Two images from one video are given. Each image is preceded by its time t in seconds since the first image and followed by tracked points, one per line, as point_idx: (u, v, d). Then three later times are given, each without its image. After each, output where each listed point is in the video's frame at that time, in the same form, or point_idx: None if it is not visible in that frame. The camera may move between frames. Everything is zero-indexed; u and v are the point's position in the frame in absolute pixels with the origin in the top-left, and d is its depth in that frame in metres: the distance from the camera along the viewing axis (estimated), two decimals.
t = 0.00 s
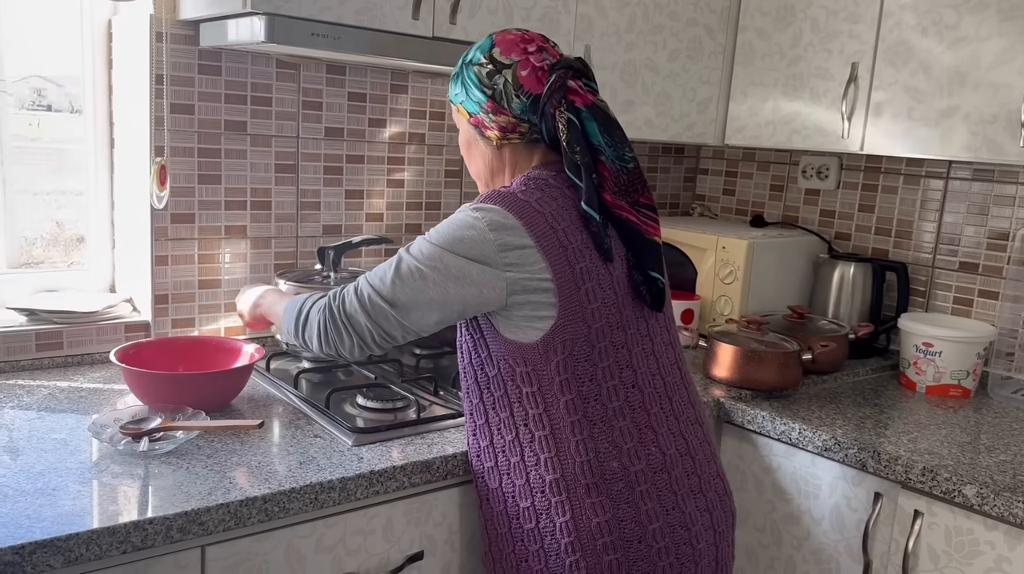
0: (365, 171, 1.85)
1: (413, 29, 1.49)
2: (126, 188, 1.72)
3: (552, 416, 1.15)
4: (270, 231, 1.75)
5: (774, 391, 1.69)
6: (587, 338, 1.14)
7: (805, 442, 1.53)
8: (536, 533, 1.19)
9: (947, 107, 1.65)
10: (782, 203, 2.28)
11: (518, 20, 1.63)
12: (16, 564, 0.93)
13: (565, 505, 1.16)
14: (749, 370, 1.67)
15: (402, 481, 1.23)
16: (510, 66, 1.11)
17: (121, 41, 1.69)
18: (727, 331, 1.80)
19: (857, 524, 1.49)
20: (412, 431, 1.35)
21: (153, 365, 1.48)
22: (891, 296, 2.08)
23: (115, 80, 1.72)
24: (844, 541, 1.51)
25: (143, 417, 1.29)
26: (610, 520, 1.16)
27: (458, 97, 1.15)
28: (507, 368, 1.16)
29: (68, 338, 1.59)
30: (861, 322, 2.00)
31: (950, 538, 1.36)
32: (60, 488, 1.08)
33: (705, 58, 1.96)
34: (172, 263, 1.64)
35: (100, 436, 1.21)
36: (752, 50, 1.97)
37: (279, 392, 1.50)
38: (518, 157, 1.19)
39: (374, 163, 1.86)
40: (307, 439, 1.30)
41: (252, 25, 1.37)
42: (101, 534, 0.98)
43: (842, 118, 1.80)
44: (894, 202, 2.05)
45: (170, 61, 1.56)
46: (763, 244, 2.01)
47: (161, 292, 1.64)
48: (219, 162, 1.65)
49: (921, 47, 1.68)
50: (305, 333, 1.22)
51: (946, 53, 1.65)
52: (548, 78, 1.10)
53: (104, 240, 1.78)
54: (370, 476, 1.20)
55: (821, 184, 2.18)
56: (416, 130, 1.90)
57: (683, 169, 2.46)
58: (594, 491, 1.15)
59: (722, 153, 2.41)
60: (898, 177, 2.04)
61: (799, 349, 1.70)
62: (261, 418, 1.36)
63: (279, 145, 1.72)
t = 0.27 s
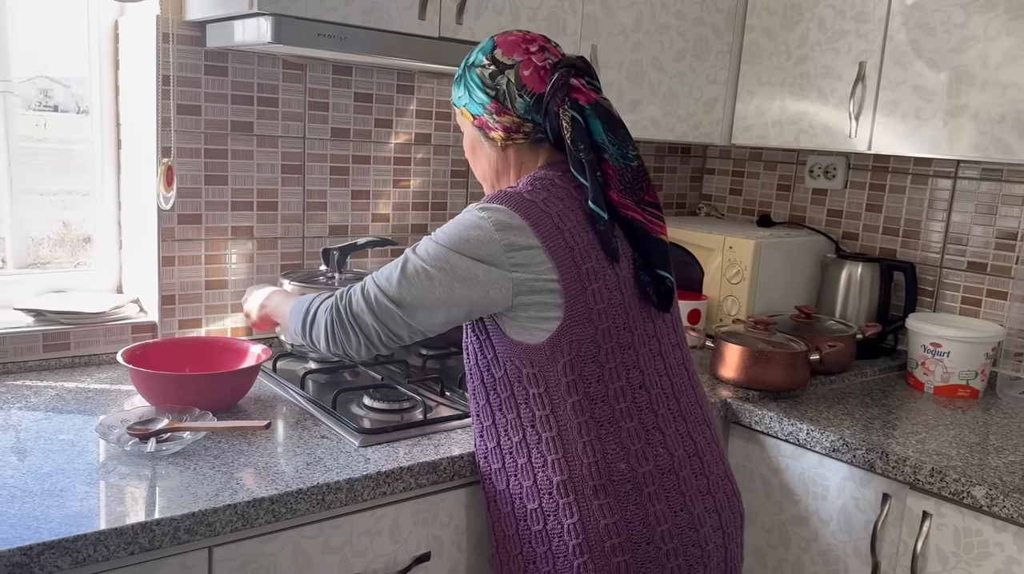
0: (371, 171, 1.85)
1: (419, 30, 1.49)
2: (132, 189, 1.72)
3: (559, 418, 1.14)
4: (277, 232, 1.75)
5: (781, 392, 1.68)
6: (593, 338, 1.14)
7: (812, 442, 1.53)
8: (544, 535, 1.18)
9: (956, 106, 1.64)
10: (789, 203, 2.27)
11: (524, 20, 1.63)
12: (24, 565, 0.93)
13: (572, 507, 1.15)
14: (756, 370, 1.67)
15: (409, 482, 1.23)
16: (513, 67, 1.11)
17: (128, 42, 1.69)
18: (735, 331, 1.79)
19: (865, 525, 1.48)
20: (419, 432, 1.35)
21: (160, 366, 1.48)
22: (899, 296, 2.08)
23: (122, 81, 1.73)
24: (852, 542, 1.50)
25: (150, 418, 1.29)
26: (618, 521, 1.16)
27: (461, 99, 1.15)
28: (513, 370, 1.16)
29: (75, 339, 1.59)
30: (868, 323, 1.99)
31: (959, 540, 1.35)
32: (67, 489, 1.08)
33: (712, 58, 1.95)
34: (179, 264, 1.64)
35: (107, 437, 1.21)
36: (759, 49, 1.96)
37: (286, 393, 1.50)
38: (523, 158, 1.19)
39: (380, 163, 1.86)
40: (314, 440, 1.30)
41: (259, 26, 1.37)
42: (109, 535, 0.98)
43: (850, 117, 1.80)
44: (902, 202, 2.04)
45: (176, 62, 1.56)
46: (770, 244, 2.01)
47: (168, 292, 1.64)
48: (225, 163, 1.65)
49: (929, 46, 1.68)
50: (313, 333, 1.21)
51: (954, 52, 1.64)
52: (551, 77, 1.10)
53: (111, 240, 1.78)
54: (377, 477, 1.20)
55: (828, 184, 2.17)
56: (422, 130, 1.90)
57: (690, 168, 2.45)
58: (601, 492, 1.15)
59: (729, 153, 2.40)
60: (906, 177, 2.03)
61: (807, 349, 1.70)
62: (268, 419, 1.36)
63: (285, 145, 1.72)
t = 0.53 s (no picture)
0: (377, 172, 1.85)
1: (426, 30, 1.49)
2: (139, 189, 1.73)
3: (575, 425, 1.13)
4: (283, 233, 1.75)
5: (789, 392, 1.68)
6: (613, 345, 1.12)
7: (821, 443, 1.52)
8: (556, 540, 1.18)
9: (964, 105, 1.63)
10: (796, 203, 2.27)
11: (531, 19, 1.63)
12: (34, 567, 0.93)
13: (585, 513, 1.15)
14: (764, 371, 1.66)
15: (417, 483, 1.23)
16: (527, 63, 1.06)
17: (134, 43, 1.69)
18: (742, 331, 1.79)
19: (873, 526, 1.47)
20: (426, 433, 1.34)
21: (167, 367, 1.48)
22: (906, 296, 2.07)
23: (128, 82, 1.73)
24: (861, 543, 1.50)
25: (158, 419, 1.29)
26: (630, 526, 1.16)
27: (475, 99, 1.09)
28: (529, 376, 1.14)
29: (82, 339, 1.59)
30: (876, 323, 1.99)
31: (969, 541, 1.35)
32: (76, 491, 1.08)
33: (718, 57, 1.95)
34: (186, 265, 1.64)
35: (115, 438, 1.21)
36: (766, 48, 1.95)
37: (294, 394, 1.50)
38: (541, 156, 1.14)
39: (387, 164, 1.85)
40: (322, 441, 1.30)
41: (266, 27, 1.37)
42: (117, 537, 0.98)
43: (857, 116, 1.79)
44: (909, 201, 2.04)
45: (183, 63, 1.56)
46: (778, 244, 2.00)
47: (175, 293, 1.64)
48: (232, 164, 1.65)
49: (937, 45, 1.67)
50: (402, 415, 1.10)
51: (962, 51, 1.63)
52: (568, 71, 1.06)
53: (118, 241, 1.79)
54: (385, 478, 1.19)
55: (835, 183, 2.16)
56: (428, 131, 1.90)
57: (696, 168, 2.45)
58: (614, 498, 1.15)
59: (736, 152, 2.39)
60: (913, 176, 2.02)
61: (815, 349, 1.69)
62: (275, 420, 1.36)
63: (292, 146, 1.72)
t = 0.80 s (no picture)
0: (382, 172, 1.84)
1: (431, 30, 1.48)
2: (144, 190, 1.73)
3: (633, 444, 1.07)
4: (288, 233, 1.75)
5: (795, 393, 1.67)
6: (678, 361, 1.06)
7: (827, 444, 1.52)
8: (604, 563, 1.13)
9: (970, 105, 1.63)
10: (801, 202, 2.26)
11: (536, 20, 1.62)
12: (41, 570, 0.93)
13: (638, 533, 1.10)
14: (769, 372, 1.66)
15: (424, 484, 1.23)
16: (530, 77, 1.03)
17: (138, 44, 1.69)
18: (748, 332, 1.78)
19: (880, 527, 1.47)
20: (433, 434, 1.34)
21: (173, 368, 1.48)
22: (913, 296, 2.06)
23: (132, 82, 1.73)
24: (868, 544, 1.49)
25: (164, 421, 1.29)
26: (683, 545, 1.11)
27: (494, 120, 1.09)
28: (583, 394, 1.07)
29: (88, 340, 1.59)
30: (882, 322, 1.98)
31: (976, 541, 1.34)
32: (82, 493, 1.08)
33: (724, 57, 1.94)
34: (192, 266, 1.64)
35: (121, 440, 1.21)
36: (771, 48, 1.95)
37: (299, 395, 1.50)
38: (569, 166, 1.08)
39: (391, 164, 1.85)
40: (328, 442, 1.30)
41: (271, 28, 1.36)
42: (124, 539, 0.98)
43: (863, 116, 1.78)
44: (915, 200, 2.03)
45: (188, 63, 1.56)
46: (784, 244, 2.00)
47: (180, 294, 1.64)
48: (237, 165, 1.65)
49: (943, 44, 1.66)
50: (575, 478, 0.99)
51: (969, 50, 1.63)
52: (566, 77, 1.01)
53: (122, 242, 1.79)
54: (391, 479, 1.19)
55: (841, 182, 2.16)
56: (433, 131, 1.90)
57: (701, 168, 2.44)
58: (669, 516, 1.10)
59: (741, 152, 2.39)
60: (919, 175, 2.02)
61: (821, 350, 1.69)
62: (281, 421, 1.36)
63: (297, 146, 1.72)
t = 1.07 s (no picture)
0: (385, 172, 1.84)
1: (434, 30, 1.48)
2: (147, 190, 1.72)
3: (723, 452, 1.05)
4: (291, 233, 1.75)
5: (800, 393, 1.67)
6: (763, 368, 1.04)
7: (833, 444, 1.52)
8: None
9: (975, 103, 1.62)
10: (805, 201, 2.26)
11: (540, 19, 1.62)
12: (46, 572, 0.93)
13: (723, 541, 1.08)
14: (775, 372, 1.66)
15: (429, 485, 1.23)
16: (605, 74, 1.00)
17: (141, 43, 1.69)
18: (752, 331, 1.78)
19: (885, 527, 1.47)
20: (437, 434, 1.34)
21: (177, 369, 1.48)
22: (917, 295, 2.06)
23: (135, 82, 1.72)
24: (872, 544, 1.49)
25: (168, 422, 1.29)
26: (763, 549, 1.10)
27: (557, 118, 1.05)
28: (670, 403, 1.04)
29: (91, 341, 1.59)
30: (886, 322, 1.98)
31: (982, 542, 1.34)
32: (86, 494, 1.08)
33: (728, 56, 1.94)
34: (195, 266, 1.64)
35: (125, 441, 1.21)
36: (775, 47, 1.95)
37: (303, 395, 1.50)
38: (636, 166, 1.06)
39: (395, 164, 1.85)
40: (332, 442, 1.30)
41: (274, 28, 1.36)
42: (129, 541, 0.98)
43: (867, 115, 1.78)
44: (919, 199, 2.03)
45: (191, 64, 1.56)
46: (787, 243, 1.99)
47: (184, 294, 1.64)
48: (240, 165, 1.65)
49: (948, 43, 1.66)
50: (657, 482, 0.99)
51: (973, 49, 1.62)
52: (647, 76, 0.99)
53: (125, 242, 1.79)
54: (396, 480, 1.19)
55: (845, 182, 2.15)
56: (437, 131, 1.90)
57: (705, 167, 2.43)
58: (753, 522, 1.09)
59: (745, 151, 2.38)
60: (923, 174, 2.01)
61: (825, 349, 1.68)
62: (285, 422, 1.36)
63: (300, 147, 1.72)
